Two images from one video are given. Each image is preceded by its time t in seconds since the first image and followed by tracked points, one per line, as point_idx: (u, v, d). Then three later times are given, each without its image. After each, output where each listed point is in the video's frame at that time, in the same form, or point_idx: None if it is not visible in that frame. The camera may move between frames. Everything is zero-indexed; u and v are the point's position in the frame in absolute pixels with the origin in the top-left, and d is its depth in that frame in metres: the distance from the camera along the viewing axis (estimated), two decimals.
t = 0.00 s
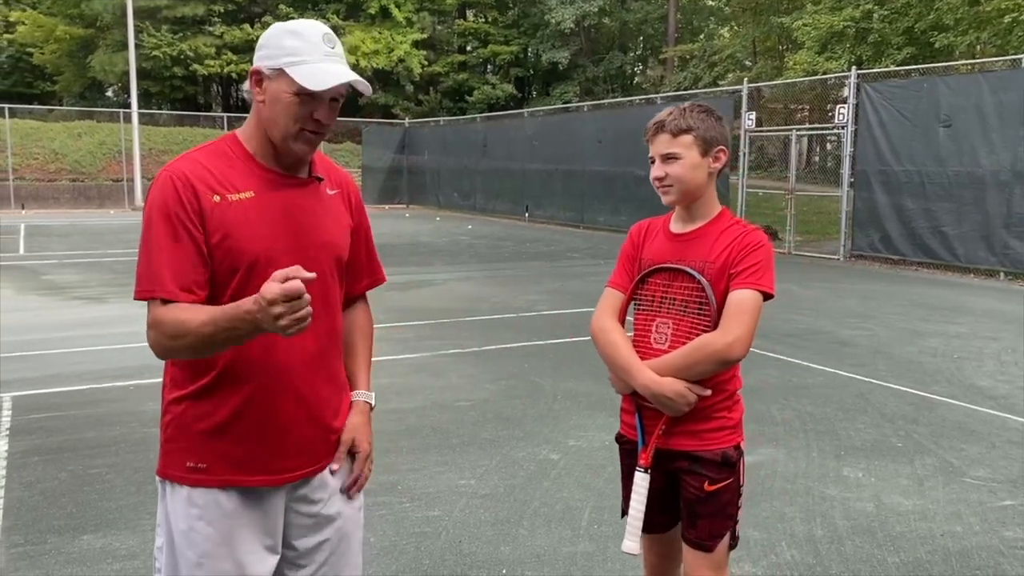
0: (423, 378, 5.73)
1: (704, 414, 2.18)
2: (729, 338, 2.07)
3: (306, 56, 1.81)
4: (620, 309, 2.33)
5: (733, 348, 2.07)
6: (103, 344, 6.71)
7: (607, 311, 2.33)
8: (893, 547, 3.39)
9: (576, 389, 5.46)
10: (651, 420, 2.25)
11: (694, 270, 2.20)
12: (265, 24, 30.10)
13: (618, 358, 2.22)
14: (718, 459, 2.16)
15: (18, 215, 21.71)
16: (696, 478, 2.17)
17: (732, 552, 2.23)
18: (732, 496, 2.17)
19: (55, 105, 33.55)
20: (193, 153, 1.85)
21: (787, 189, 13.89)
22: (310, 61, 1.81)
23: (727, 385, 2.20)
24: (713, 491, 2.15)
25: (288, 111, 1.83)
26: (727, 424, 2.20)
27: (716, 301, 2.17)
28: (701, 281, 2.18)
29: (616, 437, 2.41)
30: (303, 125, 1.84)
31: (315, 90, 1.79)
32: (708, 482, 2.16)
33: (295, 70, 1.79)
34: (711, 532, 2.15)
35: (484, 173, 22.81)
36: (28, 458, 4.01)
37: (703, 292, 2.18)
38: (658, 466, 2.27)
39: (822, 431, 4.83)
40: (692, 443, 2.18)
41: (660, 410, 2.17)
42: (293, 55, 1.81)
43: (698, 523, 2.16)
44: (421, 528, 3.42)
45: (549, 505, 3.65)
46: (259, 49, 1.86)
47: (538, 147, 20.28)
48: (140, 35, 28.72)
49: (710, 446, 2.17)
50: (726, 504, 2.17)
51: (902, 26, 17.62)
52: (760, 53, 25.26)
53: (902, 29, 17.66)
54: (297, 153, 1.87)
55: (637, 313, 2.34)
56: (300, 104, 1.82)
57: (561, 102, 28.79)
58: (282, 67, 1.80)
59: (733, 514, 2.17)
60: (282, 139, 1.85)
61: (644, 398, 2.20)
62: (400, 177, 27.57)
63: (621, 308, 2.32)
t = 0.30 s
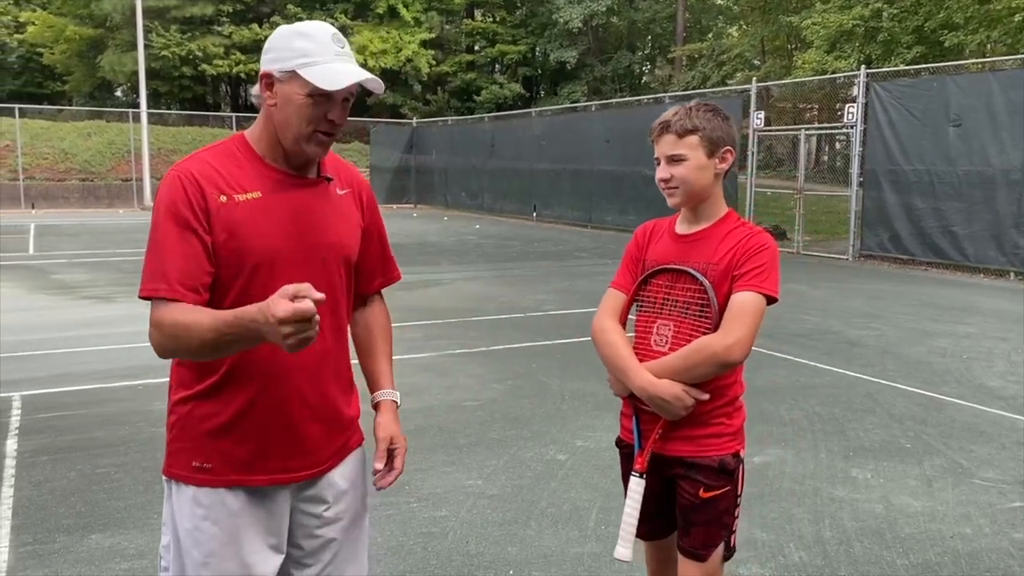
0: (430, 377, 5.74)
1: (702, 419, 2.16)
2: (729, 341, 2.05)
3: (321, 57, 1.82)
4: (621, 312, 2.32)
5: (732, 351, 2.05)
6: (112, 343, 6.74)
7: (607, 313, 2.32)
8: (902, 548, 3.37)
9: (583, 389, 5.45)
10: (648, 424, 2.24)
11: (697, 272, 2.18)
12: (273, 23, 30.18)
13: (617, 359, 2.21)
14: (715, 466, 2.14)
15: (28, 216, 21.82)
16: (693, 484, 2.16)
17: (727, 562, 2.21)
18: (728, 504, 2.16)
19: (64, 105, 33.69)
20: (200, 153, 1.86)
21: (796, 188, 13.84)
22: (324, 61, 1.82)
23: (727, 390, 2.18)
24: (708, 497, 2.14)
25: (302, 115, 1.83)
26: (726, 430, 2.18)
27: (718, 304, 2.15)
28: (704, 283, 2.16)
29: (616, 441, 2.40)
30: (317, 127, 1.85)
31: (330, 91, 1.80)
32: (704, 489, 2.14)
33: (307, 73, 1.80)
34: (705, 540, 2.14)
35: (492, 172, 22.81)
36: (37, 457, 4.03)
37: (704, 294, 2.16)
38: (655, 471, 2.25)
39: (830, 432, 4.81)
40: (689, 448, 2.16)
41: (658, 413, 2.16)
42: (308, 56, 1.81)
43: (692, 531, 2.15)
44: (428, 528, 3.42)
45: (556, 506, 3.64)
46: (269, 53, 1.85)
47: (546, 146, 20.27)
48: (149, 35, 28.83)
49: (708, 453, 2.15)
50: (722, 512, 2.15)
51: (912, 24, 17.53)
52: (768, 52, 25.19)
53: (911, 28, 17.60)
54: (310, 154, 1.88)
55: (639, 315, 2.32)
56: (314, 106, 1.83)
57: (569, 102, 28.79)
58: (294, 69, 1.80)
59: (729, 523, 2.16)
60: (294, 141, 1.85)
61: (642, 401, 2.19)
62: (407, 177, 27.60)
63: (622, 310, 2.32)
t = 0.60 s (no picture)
0: (439, 378, 5.74)
1: (712, 423, 2.15)
2: (739, 343, 2.04)
3: (350, 65, 1.84)
4: (632, 313, 2.31)
5: (743, 353, 2.03)
6: (122, 343, 6.76)
7: (618, 314, 2.31)
8: (914, 552, 3.36)
9: (592, 390, 5.44)
10: (656, 427, 2.23)
11: (710, 275, 2.17)
12: (281, 24, 30.25)
13: (626, 361, 2.20)
14: (725, 472, 2.13)
15: (37, 216, 21.95)
16: (702, 491, 2.15)
17: (738, 570, 2.20)
18: (738, 512, 2.14)
19: (73, 106, 33.84)
20: (211, 161, 1.86)
21: (805, 189, 13.79)
22: (359, 69, 1.85)
23: (737, 394, 2.17)
24: (718, 504, 2.13)
25: (333, 124, 1.86)
26: (736, 435, 2.17)
27: (730, 306, 2.13)
28: (717, 285, 2.15)
29: (624, 445, 2.40)
30: (349, 134, 1.89)
31: (364, 99, 1.84)
32: (713, 496, 2.13)
33: (342, 81, 1.83)
34: (715, 547, 2.13)
35: (500, 172, 22.81)
36: (48, 457, 4.04)
37: (716, 296, 2.15)
38: (664, 475, 2.24)
39: (840, 434, 4.79)
40: (698, 453, 2.16)
41: (666, 416, 2.15)
42: (337, 65, 1.83)
43: (702, 537, 2.14)
44: (438, 530, 3.42)
45: (566, 508, 3.64)
46: (288, 58, 1.85)
47: (553, 147, 20.27)
48: (157, 35, 28.92)
49: (716, 458, 2.14)
50: (732, 519, 2.14)
51: (921, 24, 17.47)
52: (776, 52, 25.13)
53: (920, 28, 17.56)
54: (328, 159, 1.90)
55: (650, 316, 2.31)
56: (345, 116, 1.86)
57: (576, 102, 28.78)
58: (326, 78, 1.82)
59: (739, 530, 2.15)
60: (323, 149, 1.88)
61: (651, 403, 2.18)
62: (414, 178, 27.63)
63: (633, 311, 2.31)
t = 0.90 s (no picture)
0: (446, 381, 5.73)
1: (727, 429, 2.14)
2: (754, 348, 2.03)
3: (366, 71, 1.87)
4: (644, 318, 2.30)
5: (757, 358, 2.03)
6: (129, 345, 6.77)
7: (631, 319, 2.30)
8: (925, 556, 3.34)
9: (600, 393, 5.43)
10: (670, 433, 2.22)
11: (723, 279, 2.17)
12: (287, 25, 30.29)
13: (640, 366, 2.19)
14: (739, 477, 2.12)
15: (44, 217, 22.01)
16: (716, 496, 2.14)
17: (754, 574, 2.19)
18: (753, 517, 2.13)
19: (80, 107, 33.90)
20: (225, 165, 1.85)
21: (811, 191, 13.75)
22: (372, 77, 1.87)
23: (751, 399, 2.16)
24: (733, 510, 2.12)
25: (347, 127, 1.88)
26: (749, 440, 2.16)
27: (744, 311, 2.13)
28: (730, 290, 2.14)
29: (636, 450, 2.39)
30: (360, 140, 1.90)
31: (380, 105, 1.86)
32: (728, 501, 2.13)
33: (357, 88, 1.84)
34: (731, 552, 2.12)
35: (505, 173, 22.80)
36: (57, 460, 4.04)
37: (730, 301, 2.14)
38: (677, 481, 2.23)
39: (849, 437, 4.77)
40: (713, 458, 2.15)
41: (681, 421, 2.14)
42: (353, 72, 1.85)
43: (716, 543, 2.13)
44: (447, 533, 3.41)
45: (575, 512, 3.63)
46: (303, 63, 1.85)
47: (558, 148, 20.25)
48: (163, 37, 28.96)
49: (731, 464, 2.13)
50: (747, 524, 2.13)
51: (928, 25, 17.41)
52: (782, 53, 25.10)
53: (927, 29, 17.52)
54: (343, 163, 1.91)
55: (662, 321, 2.31)
56: (359, 118, 1.88)
57: (581, 103, 28.77)
58: (342, 85, 1.84)
59: (754, 535, 2.14)
60: (336, 152, 1.89)
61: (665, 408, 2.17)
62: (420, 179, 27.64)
63: (645, 316, 2.30)
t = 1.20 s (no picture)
0: (451, 384, 5.72)
1: (741, 432, 2.13)
2: (767, 352, 2.02)
3: (384, 76, 1.86)
4: (656, 323, 2.29)
5: (770, 362, 2.02)
6: (134, 347, 6.77)
7: (643, 324, 2.29)
8: (933, 561, 3.33)
9: (605, 395, 5.42)
10: (685, 436, 2.21)
11: (734, 283, 2.16)
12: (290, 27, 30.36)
13: (653, 372, 2.19)
14: (757, 479, 2.11)
15: (49, 220, 22.08)
16: (735, 498, 2.13)
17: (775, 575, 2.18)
18: (774, 517, 2.13)
19: (84, 110, 33.97)
20: (242, 169, 1.85)
21: (815, 193, 13.74)
22: (388, 82, 1.87)
23: (765, 402, 2.15)
24: (753, 512, 2.11)
25: (366, 132, 1.88)
26: (766, 442, 2.15)
27: (755, 315, 2.12)
28: (741, 294, 2.13)
29: (651, 454, 2.38)
30: (375, 145, 1.91)
31: (399, 109, 1.86)
32: (747, 503, 2.12)
33: (377, 92, 1.84)
34: (753, 553, 2.11)
35: (508, 175, 22.80)
36: (62, 462, 4.04)
37: (742, 305, 2.13)
38: (694, 484, 2.22)
39: (856, 440, 4.76)
40: (730, 461, 2.14)
41: (694, 426, 2.13)
42: (371, 77, 1.84)
43: (739, 545, 2.12)
44: (454, 537, 3.41)
45: (582, 515, 3.62)
46: (322, 68, 1.85)
47: (562, 150, 20.24)
48: (167, 40, 29.02)
49: (749, 466, 2.12)
50: (768, 525, 2.12)
51: (932, 26, 17.37)
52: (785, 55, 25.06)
53: (931, 30, 17.48)
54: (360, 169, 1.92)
55: (673, 326, 2.30)
56: (379, 122, 1.88)
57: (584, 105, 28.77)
58: (362, 89, 1.83)
59: (776, 535, 2.13)
60: (353, 157, 1.90)
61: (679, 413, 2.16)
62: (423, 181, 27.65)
63: (657, 320, 2.29)
